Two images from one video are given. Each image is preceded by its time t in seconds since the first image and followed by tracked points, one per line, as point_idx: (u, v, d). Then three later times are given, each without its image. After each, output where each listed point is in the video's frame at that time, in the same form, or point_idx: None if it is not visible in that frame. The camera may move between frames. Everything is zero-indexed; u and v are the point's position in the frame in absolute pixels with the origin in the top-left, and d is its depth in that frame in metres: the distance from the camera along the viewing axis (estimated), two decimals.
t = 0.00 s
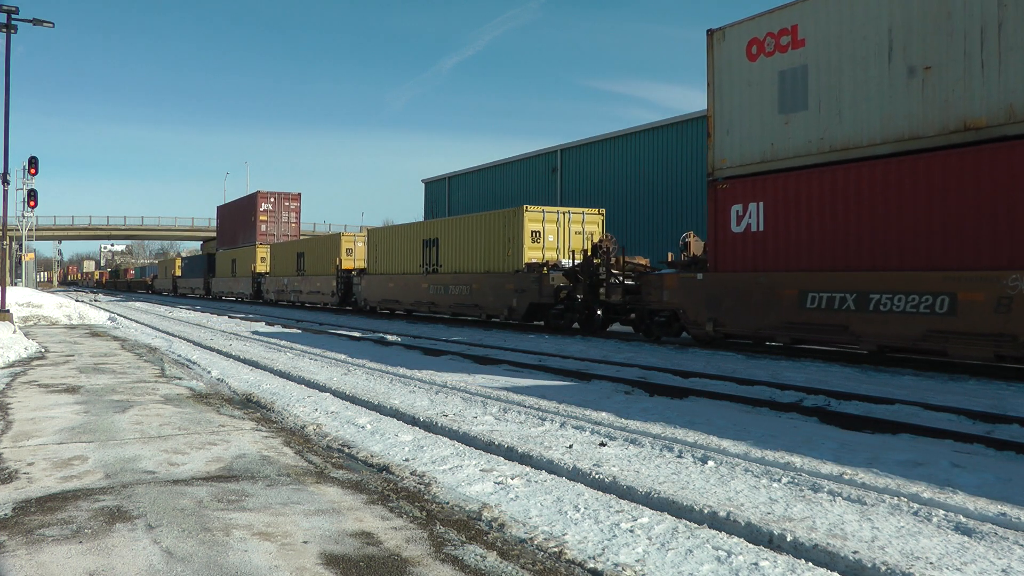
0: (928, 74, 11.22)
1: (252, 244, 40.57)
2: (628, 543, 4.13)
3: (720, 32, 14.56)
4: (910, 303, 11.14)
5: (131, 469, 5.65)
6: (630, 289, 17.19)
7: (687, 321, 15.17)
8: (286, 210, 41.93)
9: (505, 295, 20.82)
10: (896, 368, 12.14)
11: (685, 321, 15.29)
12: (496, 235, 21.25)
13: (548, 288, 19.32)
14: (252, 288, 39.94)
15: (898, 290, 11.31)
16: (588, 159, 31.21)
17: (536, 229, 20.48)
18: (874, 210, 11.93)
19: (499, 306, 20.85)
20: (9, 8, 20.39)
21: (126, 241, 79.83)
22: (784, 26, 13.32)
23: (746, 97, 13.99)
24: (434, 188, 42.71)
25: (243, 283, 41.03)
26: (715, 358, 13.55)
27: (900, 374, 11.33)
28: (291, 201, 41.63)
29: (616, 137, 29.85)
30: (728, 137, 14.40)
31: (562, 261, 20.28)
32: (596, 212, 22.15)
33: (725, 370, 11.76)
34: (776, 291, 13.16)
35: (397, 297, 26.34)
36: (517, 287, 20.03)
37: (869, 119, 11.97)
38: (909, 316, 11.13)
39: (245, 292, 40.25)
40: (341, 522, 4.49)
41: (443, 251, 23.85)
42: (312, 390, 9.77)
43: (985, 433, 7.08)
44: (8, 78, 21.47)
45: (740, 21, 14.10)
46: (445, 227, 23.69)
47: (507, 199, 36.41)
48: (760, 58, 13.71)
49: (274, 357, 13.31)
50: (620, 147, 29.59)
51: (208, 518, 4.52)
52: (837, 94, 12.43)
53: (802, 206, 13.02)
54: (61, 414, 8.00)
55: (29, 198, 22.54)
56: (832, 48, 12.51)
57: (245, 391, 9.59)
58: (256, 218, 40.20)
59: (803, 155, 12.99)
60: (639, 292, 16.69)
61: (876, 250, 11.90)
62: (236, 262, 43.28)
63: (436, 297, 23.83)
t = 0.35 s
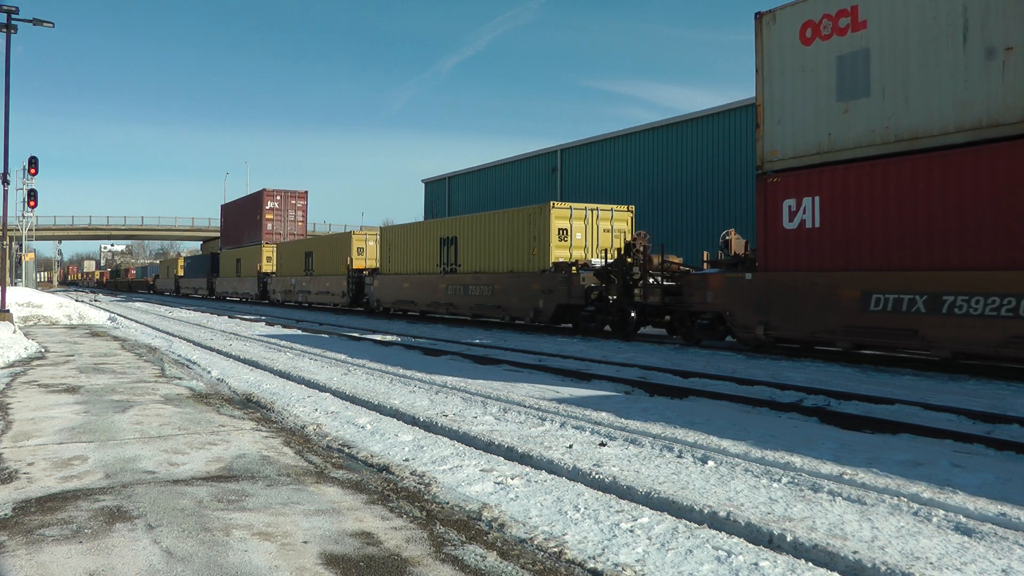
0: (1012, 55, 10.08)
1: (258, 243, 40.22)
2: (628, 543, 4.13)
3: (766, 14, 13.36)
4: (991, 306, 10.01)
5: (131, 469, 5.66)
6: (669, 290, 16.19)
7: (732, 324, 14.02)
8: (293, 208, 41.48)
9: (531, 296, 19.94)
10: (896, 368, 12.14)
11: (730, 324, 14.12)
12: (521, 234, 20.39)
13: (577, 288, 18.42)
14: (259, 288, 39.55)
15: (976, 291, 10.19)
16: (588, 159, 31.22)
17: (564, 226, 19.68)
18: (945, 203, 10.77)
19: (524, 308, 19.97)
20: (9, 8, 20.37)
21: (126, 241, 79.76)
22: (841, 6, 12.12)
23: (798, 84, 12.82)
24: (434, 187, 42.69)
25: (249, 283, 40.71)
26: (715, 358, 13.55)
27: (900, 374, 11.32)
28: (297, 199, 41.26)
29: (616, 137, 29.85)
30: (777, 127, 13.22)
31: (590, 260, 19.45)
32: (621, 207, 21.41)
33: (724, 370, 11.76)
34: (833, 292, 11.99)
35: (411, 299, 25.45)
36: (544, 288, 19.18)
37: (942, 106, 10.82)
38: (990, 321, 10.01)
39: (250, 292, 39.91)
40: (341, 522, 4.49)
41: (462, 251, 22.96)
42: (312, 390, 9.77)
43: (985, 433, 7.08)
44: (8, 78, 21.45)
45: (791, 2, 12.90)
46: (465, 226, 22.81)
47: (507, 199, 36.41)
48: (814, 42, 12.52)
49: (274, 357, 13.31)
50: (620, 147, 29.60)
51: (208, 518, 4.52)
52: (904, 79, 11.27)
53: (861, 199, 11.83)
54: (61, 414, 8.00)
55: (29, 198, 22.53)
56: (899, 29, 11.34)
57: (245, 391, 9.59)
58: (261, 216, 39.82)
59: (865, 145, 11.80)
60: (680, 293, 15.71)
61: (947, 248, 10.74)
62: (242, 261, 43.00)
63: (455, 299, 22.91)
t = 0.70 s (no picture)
0: None
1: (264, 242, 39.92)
2: (628, 543, 4.13)
3: None
4: None
5: (131, 469, 5.66)
6: (714, 291, 15.06)
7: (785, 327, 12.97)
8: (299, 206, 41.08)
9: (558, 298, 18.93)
10: (896, 368, 12.13)
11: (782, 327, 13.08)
12: (548, 232, 19.36)
13: (611, 289, 17.31)
14: (265, 288, 39.31)
15: None
16: (588, 159, 31.21)
17: (594, 223, 18.65)
18: None
19: (551, 310, 18.93)
20: (9, 7, 20.36)
21: (126, 241, 79.75)
22: None
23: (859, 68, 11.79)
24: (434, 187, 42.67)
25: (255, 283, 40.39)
26: (715, 358, 13.54)
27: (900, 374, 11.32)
28: (304, 196, 40.84)
29: (616, 137, 29.83)
30: (835, 115, 12.16)
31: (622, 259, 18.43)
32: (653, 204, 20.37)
33: (724, 370, 11.75)
34: (901, 294, 10.99)
35: (428, 299, 24.49)
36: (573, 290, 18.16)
37: None
38: None
39: (257, 292, 39.68)
40: (341, 522, 4.49)
41: (482, 250, 21.93)
42: (312, 390, 9.77)
43: (984, 433, 7.08)
44: (8, 78, 21.44)
45: None
46: (487, 223, 21.73)
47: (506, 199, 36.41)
48: (878, 24, 11.48)
49: (274, 357, 13.31)
50: (620, 147, 29.58)
51: (208, 518, 4.52)
52: (983, 61, 10.25)
53: (931, 192, 10.83)
54: (61, 414, 8.00)
55: (29, 198, 22.52)
56: (978, 6, 10.31)
57: (245, 391, 9.59)
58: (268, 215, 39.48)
59: (936, 135, 10.78)
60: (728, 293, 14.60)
61: None
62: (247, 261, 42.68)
63: (476, 299, 21.86)
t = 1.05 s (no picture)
0: None
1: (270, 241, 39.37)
2: (628, 543, 4.13)
3: None
4: None
5: (131, 469, 5.66)
6: (765, 292, 14.17)
7: (846, 331, 12.09)
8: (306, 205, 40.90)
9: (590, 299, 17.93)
10: (897, 368, 12.12)
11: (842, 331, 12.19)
12: (578, 229, 18.40)
13: (648, 290, 16.34)
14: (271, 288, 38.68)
15: None
16: (588, 159, 31.19)
17: (627, 220, 17.68)
18: None
19: (583, 311, 17.99)
20: (9, 8, 20.37)
21: (126, 241, 79.73)
22: None
23: (930, 50, 10.88)
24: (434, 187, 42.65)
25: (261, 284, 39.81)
26: (714, 358, 13.54)
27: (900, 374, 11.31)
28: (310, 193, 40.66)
29: (616, 137, 29.83)
30: (901, 100, 11.27)
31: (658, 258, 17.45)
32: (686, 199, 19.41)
33: (725, 370, 11.74)
34: (979, 296, 10.17)
35: (446, 300, 23.49)
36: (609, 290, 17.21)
37: None
38: None
39: (262, 293, 39.04)
40: (341, 522, 4.49)
41: (505, 248, 20.95)
42: (312, 390, 9.77)
43: (985, 433, 7.08)
44: (8, 78, 21.45)
45: None
46: (511, 221, 20.73)
47: (506, 199, 36.40)
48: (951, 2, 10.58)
49: (274, 357, 13.31)
50: (620, 147, 29.59)
51: (208, 518, 4.52)
52: None
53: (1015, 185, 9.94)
54: (61, 414, 8.00)
55: (29, 198, 22.52)
56: None
57: (245, 391, 9.59)
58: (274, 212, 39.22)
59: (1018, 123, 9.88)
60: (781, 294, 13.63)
61: None
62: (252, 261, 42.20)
63: (500, 300, 20.87)
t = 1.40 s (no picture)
0: None
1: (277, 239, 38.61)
2: (628, 543, 4.13)
3: None
4: None
5: (131, 469, 5.66)
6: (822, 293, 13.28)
7: (914, 334, 11.12)
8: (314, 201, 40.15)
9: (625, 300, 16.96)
10: (897, 368, 12.11)
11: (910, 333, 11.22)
12: (610, 227, 17.51)
13: (690, 291, 15.38)
14: (278, 288, 37.75)
15: None
16: (587, 159, 31.20)
17: (664, 217, 16.78)
18: None
19: (617, 313, 17.03)
20: (9, 7, 20.37)
21: (126, 241, 79.65)
22: None
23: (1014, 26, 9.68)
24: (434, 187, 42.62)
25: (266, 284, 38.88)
26: (714, 357, 13.54)
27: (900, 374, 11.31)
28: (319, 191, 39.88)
29: (616, 137, 29.83)
30: (979, 83, 10.09)
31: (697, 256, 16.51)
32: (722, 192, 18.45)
33: (725, 370, 11.73)
34: None
35: (466, 300, 22.50)
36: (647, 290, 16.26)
37: None
38: None
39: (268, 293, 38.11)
40: (341, 522, 4.49)
41: (529, 247, 20.02)
42: (312, 390, 9.76)
43: (985, 433, 7.08)
44: (8, 78, 21.44)
45: None
46: (536, 218, 19.81)
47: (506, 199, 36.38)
48: None
49: (274, 357, 13.30)
50: (620, 148, 29.59)
51: (208, 518, 4.52)
52: None
53: None
54: (61, 414, 8.00)
55: (29, 198, 22.51)
56: None
57: (245, 391, 9.59)
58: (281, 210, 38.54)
59: None
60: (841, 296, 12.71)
61: None
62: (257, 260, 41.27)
63: (526, 301, 19.91)
